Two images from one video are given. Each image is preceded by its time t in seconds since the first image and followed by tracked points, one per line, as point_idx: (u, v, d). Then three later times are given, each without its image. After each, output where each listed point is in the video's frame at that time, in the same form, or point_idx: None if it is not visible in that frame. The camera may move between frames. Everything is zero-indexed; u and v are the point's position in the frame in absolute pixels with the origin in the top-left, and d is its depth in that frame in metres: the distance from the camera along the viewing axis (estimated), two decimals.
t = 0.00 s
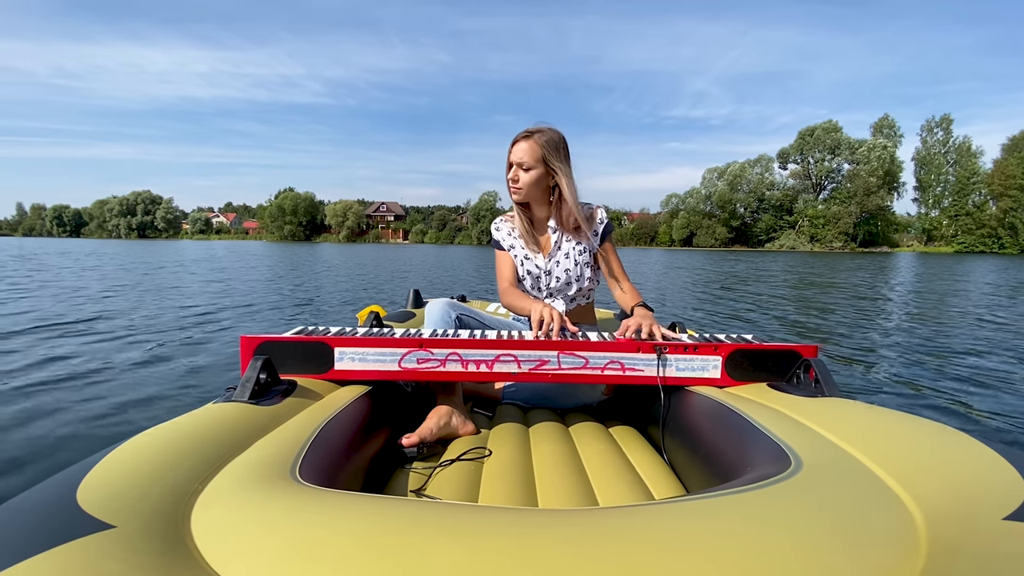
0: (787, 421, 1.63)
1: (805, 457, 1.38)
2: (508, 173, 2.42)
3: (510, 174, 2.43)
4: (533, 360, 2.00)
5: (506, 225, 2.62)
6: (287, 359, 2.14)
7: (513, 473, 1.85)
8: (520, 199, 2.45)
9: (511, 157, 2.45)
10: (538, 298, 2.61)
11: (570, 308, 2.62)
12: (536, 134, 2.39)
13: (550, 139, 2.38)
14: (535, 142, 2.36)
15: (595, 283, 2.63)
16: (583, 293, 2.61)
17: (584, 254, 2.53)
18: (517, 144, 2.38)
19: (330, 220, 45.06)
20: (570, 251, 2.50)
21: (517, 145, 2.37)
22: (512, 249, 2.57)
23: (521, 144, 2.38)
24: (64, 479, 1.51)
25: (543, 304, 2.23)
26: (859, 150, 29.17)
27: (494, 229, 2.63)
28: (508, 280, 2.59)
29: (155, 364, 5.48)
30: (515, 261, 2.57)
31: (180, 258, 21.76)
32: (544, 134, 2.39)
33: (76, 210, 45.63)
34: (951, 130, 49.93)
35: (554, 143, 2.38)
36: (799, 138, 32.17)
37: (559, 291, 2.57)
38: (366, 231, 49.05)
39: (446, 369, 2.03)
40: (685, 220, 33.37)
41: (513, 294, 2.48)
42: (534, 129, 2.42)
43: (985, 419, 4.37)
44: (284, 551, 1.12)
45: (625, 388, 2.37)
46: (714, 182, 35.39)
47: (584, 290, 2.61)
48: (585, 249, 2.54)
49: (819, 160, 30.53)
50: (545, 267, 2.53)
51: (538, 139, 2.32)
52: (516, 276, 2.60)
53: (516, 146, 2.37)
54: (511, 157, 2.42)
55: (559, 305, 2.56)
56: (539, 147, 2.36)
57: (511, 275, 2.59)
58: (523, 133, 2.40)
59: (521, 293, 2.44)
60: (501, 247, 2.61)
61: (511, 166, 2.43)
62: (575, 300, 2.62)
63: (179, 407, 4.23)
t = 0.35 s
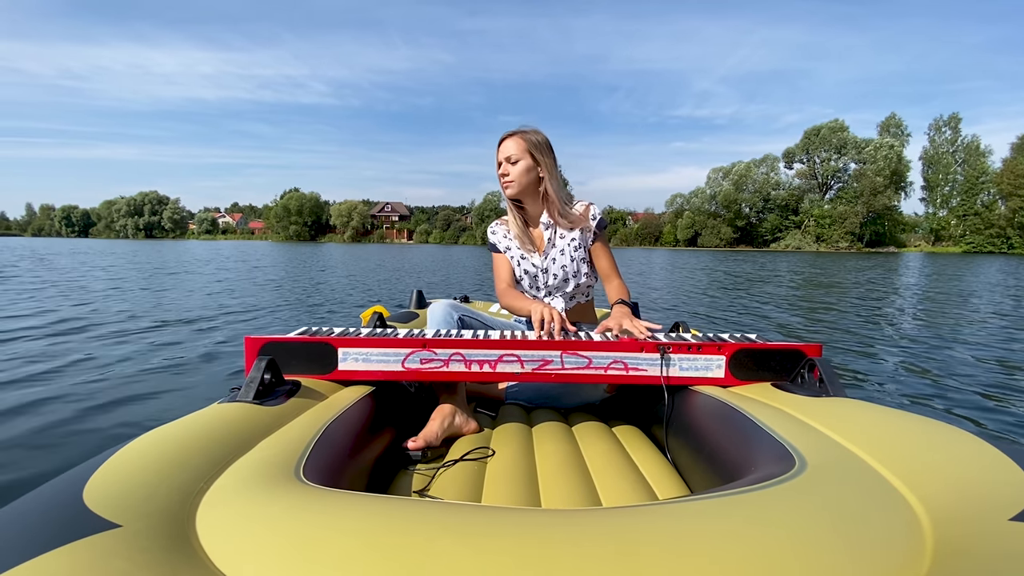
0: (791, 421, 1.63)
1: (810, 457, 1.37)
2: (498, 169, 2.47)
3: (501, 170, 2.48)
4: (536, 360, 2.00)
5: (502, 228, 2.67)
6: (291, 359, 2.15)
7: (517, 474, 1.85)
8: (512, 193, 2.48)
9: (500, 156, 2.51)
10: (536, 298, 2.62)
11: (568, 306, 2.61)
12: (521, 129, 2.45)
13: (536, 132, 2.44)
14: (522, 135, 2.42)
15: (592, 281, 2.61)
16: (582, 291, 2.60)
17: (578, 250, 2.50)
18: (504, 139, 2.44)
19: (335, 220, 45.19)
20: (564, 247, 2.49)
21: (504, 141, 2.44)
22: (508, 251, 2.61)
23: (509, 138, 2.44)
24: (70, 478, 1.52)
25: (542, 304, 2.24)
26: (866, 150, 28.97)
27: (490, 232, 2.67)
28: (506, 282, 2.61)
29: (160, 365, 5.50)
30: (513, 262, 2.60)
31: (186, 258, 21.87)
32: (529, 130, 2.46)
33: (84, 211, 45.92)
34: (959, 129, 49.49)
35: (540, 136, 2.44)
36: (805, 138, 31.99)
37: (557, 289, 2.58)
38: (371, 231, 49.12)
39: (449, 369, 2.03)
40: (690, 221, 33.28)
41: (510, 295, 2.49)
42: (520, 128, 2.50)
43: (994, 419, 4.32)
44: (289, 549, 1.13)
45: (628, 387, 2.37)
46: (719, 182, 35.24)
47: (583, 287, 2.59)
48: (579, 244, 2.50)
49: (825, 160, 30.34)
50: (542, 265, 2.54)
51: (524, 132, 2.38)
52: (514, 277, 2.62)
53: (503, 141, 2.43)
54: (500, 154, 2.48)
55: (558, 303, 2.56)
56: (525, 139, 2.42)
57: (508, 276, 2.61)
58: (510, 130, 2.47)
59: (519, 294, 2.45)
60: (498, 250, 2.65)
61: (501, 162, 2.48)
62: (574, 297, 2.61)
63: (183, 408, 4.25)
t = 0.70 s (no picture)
0: (795, 420, 1.62)
1: (814, 456, 1.36)
2: (489, 174, 2.47)
3: (492, 174, 2.49)
4: (539, 359, 2.00)
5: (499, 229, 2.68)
6: (295, 359, 2.15)
7: (520, 473, 1.85)
8: (506, 196, 2.48)
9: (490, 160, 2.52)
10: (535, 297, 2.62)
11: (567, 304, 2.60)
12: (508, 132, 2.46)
13: (522, 134, 2.46)
14: (508, 138, 2.44)
15: (591, 279, 2.61)
16: (581, 288, 2.59)
17: (575, 247, 2.52)
18: (492, 144, 2.45)
19: (340, 220, 45.35)
20: (560, 244, 2.50)
21: (492, 146, 2.45)
22: (506, 251, 2.63)
23: (496, 144, 2.46)
24: (76, 478, 1.53)
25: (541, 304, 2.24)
26: (873, 149, 28.80)
27: (488, 233, 2.69)
28: (505, 281, 2.62)
29: (163, 365, 5.51)
30: (511, 262, 2.62)
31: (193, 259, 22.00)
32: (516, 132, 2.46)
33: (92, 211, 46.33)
34: (968, 128, 49.12)
35: (526, 139, 2.46)
36: (811, 137, 31.85)
37: (555, 287, 2.57)
38: (376, 231, 49.24)
39: (452, 368, 2.03)
40: (695, 221, 33.20)
41: (509, 294, 2.50)
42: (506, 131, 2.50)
43: (996, 420, 4.29)
44: (294, 546, 1.14)
45: (631, 386, 2.37)
46: (724, 182, 35.13)
47: (581, 284, 2.59)
48: (576, 241, 2.53)
49: (831, 160, 30.19)
50: (539, 263, 2.55)
51: (511, 134, 2.40)
52: (513, 276, 2.63)
53: (491, 146, 2.44)
54: (490, 161, 2.49)
55: (557, 301, 2.55)
56: (513, 141, 2.43)
57: (507, 276, 2.62)
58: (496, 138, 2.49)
59: (519, 294, 2.45)
60: (496, 250, 2.67)
61: (491, 168, 2.49)
62: (572, 295, 2.60)
63: (186, 408, 4.26)
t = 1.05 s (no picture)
0: (795, 420, 1.61)
1: (813, 456, 1.35)
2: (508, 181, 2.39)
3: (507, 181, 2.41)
4: (539, 360, 2.00)
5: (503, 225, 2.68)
6: (295, 359, 2.16)
7: (520, 472, 1.85)
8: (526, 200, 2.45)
9: (499, 166, 2.43)
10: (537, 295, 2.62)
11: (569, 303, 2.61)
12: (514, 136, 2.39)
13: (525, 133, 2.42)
14: (518, 139, 2.37)
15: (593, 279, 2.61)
16: (583, 289, 2.59)
17: (580, 247, 2.52)
18: (504, 150, 2.36)
19: (345, 220, 45.52)
20: (566, 245, 2.50)
21: (505, 151, 2.36)
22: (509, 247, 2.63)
23: (507, 148, 2.37)
24: (76, 479, 1.53)
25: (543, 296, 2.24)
26: (879, 149, 28.62)
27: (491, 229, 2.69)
28: (506, 275, 2.61)
29: (166, 364, 5.53)
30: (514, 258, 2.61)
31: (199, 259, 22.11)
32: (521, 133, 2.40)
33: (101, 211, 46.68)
34: (976, 126, 48.65)
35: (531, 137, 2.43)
36: (817, 136, 31.69)
37: (558, 286, 2.57)
38: (381, 231, 49.34)
39: (452, 368, 2.03)
40: (701, 220, 33.06)
41: (510, 287, 2.50)
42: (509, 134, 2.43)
43: (1003, 421, 4.23)
44: (292, 545, 1.14)
45: (630, 386, 2.36)
46: (730, 181, 34.99)
47: (584, 285, 2.59)
48: (580, 241, 2.53)
49: (838, 159, 30.01)
50: (543, 262, 2.55)
51: (525, 137, 2.34)
52: (515, 272, 2.63)
53: (506, 152, 2.35)
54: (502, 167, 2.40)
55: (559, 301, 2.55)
56: (525, 143, 2.38)
57: (508, 271, 2.61)
58: (501, 141, 2.38)
59: (520, 286, 2.45)
60: (499, 246, 2.67)
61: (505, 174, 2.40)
62: (575, 295, 2.60)
63: (188, 407, 4.27)
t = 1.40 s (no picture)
0: (791, 421, 1.59)
1: (810, 457, 1.33)
2: (534, 185, 2.38)
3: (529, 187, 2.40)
4: (536, 360, 1.99)
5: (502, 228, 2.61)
6: (291, 359, 2.16)
7: (516, 473, 1.84)
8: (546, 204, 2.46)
9: (517, 173, 2.40)
10: (538, 298, 2.59)
11: (570, 306, 2.59)
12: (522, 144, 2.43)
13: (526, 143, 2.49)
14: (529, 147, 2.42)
15: (594, 281, 2.60)
16: (583, 291, 2.58)
17: (581, 251, 2.50)
18: (525, 155, 2.38)
19: (351, 220, 45.67)
20: (568, 248, 2.47)
21: (527, 156, 2.37)
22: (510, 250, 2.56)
23: (524, 154, 2.38)
24: (71, 479, 1.53)
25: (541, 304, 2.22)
26: (887, 148, 28.42)
27: (491, 231, 2.63)
28: (509, 281, 2.56)
29: (168, 364, 5.55)
30: (515, 262, 2.55)
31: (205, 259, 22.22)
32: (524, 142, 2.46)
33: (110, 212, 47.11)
34: (986, 126, 48.23)
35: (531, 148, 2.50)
36: (824, 135, 31.53)
37: (558, 289, 2.55)
38: (386, 231, 49.49)
39: (449, 368, 2.02)
40: (706, 220, 32.94)
41: (515, 296, 2.47)
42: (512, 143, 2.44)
43: (1005, 423, 4.18)
44: (288, 543, 1.14)
45: (627, 386, 2.34)
46: (736, 182, 34.85)
47: (584, 288, 2.57)
48: (582, 245, 2.51)
49: (845, 159, 29.82)
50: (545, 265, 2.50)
51: (537, 143, 2.41)
52: (517, 276, 2.57)
53: (529, 156, 2.37)
54: (523, 172, 2.39)
55: (559, 304, 2.54)
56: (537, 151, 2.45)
57: (512, 276, 2.56)
58: (514, 147, 2.38)
59: (523, 296, 2.43)
60: (500, 249, 2.60)
61: (527, 179, 2.39)
62: (575, 297, 2.59)
63: (188, 406, 4.28)
